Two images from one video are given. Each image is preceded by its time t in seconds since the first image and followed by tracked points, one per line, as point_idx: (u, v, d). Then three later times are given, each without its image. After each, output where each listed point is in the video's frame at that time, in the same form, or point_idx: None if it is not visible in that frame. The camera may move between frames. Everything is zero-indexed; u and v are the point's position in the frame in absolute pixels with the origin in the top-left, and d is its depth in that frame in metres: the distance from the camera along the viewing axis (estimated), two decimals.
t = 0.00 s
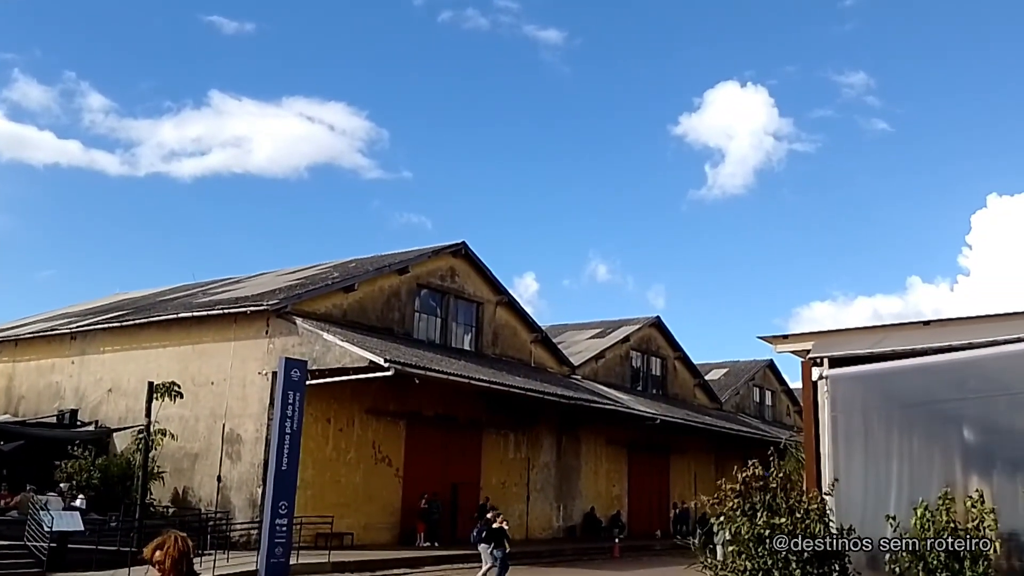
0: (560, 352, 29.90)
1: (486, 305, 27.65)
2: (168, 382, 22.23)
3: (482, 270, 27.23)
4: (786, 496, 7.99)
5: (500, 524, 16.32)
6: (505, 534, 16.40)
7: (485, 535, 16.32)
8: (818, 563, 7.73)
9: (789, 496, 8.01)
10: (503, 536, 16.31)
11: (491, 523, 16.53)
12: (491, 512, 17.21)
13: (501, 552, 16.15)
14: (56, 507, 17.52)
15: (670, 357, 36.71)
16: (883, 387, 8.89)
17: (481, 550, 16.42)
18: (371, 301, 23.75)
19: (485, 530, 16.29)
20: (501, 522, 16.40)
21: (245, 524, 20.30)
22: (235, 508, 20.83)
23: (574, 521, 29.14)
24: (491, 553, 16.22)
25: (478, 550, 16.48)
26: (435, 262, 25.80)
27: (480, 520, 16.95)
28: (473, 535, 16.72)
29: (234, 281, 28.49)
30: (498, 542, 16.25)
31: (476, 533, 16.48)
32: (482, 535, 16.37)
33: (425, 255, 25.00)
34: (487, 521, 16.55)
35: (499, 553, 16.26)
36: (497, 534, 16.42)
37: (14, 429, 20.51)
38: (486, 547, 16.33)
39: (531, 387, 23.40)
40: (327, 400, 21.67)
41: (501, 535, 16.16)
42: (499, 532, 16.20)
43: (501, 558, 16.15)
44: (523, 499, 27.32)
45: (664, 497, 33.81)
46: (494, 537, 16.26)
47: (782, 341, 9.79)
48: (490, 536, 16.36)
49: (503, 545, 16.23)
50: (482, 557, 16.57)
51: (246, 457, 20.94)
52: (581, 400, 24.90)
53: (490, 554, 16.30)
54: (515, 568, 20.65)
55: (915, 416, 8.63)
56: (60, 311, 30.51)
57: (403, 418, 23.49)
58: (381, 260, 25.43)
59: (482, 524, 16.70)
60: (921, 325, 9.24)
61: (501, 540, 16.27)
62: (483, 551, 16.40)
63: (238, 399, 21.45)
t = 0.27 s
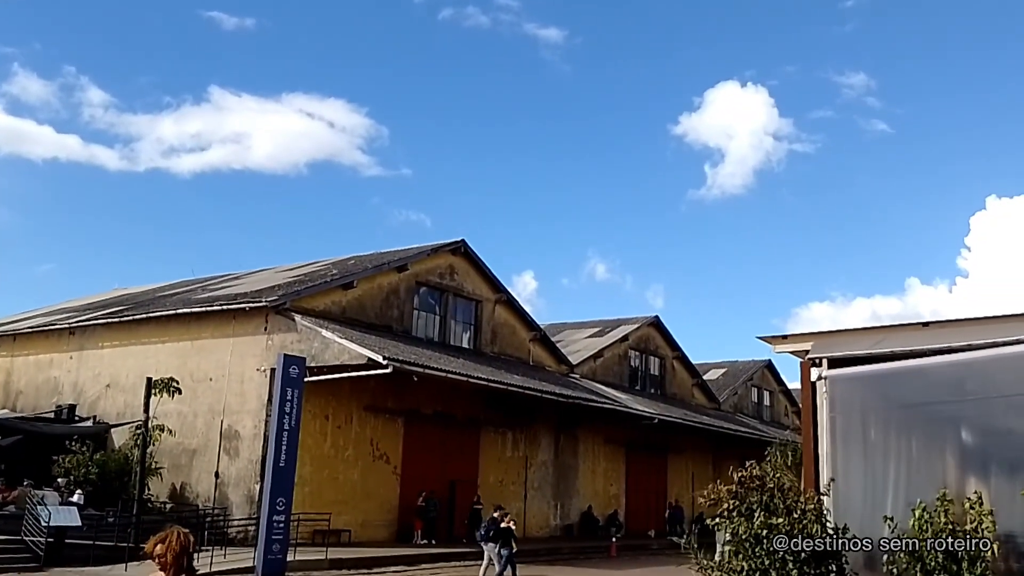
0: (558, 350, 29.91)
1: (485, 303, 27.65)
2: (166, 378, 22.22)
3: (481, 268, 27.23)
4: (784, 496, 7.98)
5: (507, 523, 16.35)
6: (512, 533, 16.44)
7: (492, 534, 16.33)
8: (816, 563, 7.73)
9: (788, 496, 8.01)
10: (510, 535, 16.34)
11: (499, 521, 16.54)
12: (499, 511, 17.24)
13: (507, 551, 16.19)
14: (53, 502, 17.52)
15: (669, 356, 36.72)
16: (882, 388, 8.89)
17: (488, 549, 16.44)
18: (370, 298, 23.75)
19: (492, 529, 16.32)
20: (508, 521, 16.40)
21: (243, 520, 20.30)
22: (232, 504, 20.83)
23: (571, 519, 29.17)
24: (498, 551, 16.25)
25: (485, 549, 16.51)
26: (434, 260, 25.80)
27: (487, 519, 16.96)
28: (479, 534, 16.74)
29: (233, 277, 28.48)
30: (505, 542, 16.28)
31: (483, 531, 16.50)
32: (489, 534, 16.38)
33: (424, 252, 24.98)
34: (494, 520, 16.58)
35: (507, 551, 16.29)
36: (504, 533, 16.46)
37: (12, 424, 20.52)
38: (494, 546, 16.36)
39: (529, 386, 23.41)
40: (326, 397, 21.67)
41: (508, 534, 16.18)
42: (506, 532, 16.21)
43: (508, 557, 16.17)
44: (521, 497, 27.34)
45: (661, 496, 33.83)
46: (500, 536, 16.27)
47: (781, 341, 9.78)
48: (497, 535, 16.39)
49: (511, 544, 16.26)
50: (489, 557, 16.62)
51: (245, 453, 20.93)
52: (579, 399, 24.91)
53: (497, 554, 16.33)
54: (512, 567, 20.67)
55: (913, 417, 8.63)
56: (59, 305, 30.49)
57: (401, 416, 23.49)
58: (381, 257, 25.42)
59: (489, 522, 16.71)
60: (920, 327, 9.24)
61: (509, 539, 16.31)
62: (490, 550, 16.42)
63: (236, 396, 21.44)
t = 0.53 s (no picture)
0: (559, 348, 29.92)
1: (486, 300, 27.65)
2: (166, 373, 22.23)
3: (482, 265, 27.22)
4: (784, 494, 7.98)
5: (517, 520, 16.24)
6: (522, 531, 16.33)
7: (503, 533, 16.21)
8: (816, 562, 7.73)
9: (788, 495, 8.00)
10: (521, 533, 16.23)
11: (510, 518, 16.41)
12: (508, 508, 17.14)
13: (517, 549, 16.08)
14: (52, 497, 17.55)
15: (669, 354, 36.71)
16: (882, 388, 8.89)
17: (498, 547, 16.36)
18: (371, 295, 23.75)
19: (502, 528, 16.20)
20: (519, 519, 16.26)
21: (243, 516, 20.31)
22: (232, 500, 20.84)
23: (571, 517, 29.18)
24: (509, 550, 16.14)
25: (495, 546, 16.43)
26: (435, 257, 25.80)
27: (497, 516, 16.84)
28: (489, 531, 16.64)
29: (233, 273, 28.48)
30: (515, 540, 16.17)
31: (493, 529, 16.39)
32: (500, 532, 16.28)
33: (425, 249, 24.98)
34: (504, 517, 16.45)
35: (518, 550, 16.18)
36: (514, 530, 16.35)
37: (11, 419, 20.57)
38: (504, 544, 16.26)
39: (529, 383, 23.41)
40: (326, 393, 21.68)
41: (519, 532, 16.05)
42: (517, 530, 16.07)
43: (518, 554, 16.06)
44: (521, 494, 27.35)
45: (660, 494, 33.84)
46: (511, 534, 16.16)
47: (782, 340, 9.77)
48: (507, 533, 16.28)
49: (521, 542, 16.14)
50: (500, 554, 16.56)
51: (245, 449, 20.94)
52: (579, 397, 24.90)
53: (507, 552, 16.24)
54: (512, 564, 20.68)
55: (914, 416, 8.63)
56: (59, 300, 30.48)
57: (401, 413, 23.50)
58: (382, 254, 25.42)
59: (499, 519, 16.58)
60: (921, 326, 9.23)
61: (519, 537, 16.20)
62: (500, 547, 16.33)
63: (236, 392, 21.45)
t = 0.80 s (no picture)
0: (560, 343, 29.94)
1: (487, 296, 27.66)
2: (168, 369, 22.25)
3: (483, 261, 27.22)
4: (786, 490, 7.96)
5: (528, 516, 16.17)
6: (533, 526, 16.28)
7: (513, 528, 16.19)
8: (817, 558, 7.73)
9: (790, 490, 7.99)
10: (531, 529, 16.18)
11: (522, 514, 16.35)
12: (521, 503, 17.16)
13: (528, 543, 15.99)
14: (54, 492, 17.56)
15: (670, 350, 36.69)
16: (882, 383, 8.88)
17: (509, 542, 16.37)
18: (372, 291, 23.76)
19: (512, 523, 16.17)
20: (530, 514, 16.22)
21: (244, 512, 20.32)
22: (233, 496, 20.86)
23: (572, 513, 29.20)
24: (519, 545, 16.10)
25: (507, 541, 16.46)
26: (436, 253, 25.80)
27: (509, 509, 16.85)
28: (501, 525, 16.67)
29: (234, 269, 28.48)
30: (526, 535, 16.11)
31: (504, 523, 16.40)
32: (511, 527, 16.29)
33: (426, 245, 24.98)
34: (515, 512, 16.43)
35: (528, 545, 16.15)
36: (526, 526, 16.32)
37: (12, 415, 20.58)
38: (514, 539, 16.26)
39: (530, 379, 23.42)
40: (327, 389, 21.69)
41: (529, 528, 15.98)
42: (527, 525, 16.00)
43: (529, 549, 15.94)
44: (522, 490, 27.37)
45: (661, 490, 33.84)
46: (521, 530, 16.12)
47: (782, 335, 9.78)
48: (517, 528, 16.24)
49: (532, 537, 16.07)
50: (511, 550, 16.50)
51: (246, 445, 20.96)
52: (580, 392, 24.91)
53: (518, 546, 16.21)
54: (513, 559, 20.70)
55: (915, 411, 8.61)
56: (60, 297, 30.49)
57: (402, 408, 23.51)
58: (382, 250, 25.42)
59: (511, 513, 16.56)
60: (923, 322, 9.24)
61: (530, 533, 16.14)
62: (512, 542, 16.34)
63: (237, 387, 21.47)
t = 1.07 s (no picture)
0: (559, 337, 29.94)
1: (487, 290, 27.65)
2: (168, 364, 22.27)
3: (482, 255, 27.20)
4: (786, 482, 7.54)
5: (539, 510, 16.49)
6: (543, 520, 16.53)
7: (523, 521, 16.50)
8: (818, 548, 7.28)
9: (790, 482, 7.55)
10: (541, 522, 16.45)
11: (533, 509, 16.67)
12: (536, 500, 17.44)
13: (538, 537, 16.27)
14: (54, 486, 17.56)
15: (670, 344, 36.70)
16: (882, 377, 8.86)
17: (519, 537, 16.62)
18: (372, 285, 23.75)
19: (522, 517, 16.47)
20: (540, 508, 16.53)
21: (245, 506, 20.33)
22: (234, 490, 20.88)
23: (572, 506, 29.22)
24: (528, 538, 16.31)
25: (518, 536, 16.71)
26: (436, 247, 25.78)
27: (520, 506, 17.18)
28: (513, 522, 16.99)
29: (234, 263, 28.48)
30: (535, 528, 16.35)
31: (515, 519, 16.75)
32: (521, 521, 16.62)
33: (426, 239, 24.97)
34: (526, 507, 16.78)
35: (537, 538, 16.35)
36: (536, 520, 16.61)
37: (13, 409, 20.64)
38: (524, 533, 16.50)
39: (530, 373, 23.41)
40: (327, 383, 21.68)
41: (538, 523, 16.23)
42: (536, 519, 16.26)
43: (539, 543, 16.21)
44: (522, 483, 27.40)
45: (661, 483, 33.87)
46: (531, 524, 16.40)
47: (783, 328, 9.77)
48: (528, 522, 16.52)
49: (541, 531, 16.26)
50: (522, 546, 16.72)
51: (246, 439, 20.97)
52: (580, 386, 24.90)
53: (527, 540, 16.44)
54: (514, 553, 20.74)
55: (914, 405, 8.60)
56: (60, 291, 30.48)
57: (402, 402, 23.52)
58: (382, 244, 25.40)
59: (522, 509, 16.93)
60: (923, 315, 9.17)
61: (539, 526, 16.39)
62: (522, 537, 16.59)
63: (238, 381, 21.47)
